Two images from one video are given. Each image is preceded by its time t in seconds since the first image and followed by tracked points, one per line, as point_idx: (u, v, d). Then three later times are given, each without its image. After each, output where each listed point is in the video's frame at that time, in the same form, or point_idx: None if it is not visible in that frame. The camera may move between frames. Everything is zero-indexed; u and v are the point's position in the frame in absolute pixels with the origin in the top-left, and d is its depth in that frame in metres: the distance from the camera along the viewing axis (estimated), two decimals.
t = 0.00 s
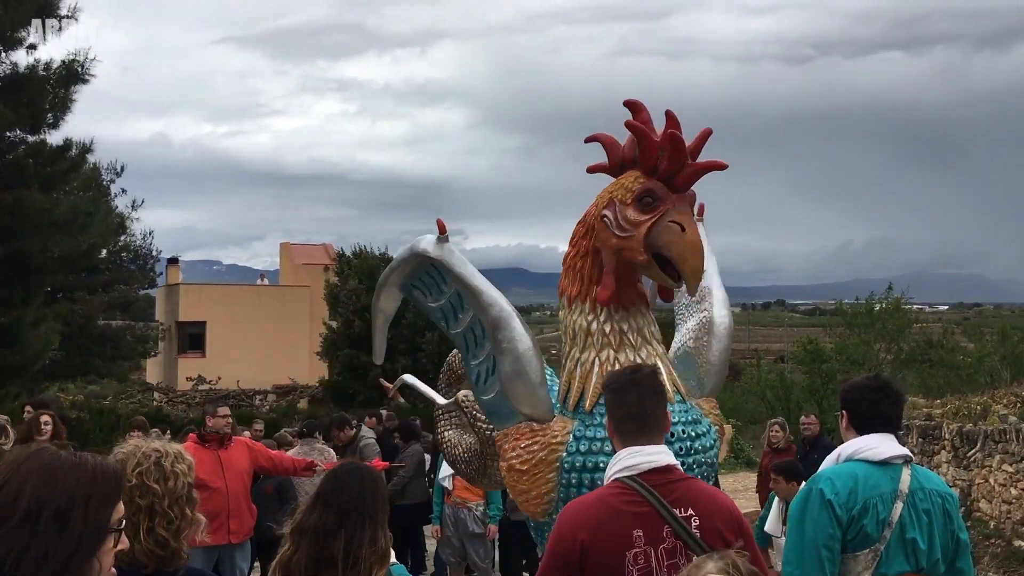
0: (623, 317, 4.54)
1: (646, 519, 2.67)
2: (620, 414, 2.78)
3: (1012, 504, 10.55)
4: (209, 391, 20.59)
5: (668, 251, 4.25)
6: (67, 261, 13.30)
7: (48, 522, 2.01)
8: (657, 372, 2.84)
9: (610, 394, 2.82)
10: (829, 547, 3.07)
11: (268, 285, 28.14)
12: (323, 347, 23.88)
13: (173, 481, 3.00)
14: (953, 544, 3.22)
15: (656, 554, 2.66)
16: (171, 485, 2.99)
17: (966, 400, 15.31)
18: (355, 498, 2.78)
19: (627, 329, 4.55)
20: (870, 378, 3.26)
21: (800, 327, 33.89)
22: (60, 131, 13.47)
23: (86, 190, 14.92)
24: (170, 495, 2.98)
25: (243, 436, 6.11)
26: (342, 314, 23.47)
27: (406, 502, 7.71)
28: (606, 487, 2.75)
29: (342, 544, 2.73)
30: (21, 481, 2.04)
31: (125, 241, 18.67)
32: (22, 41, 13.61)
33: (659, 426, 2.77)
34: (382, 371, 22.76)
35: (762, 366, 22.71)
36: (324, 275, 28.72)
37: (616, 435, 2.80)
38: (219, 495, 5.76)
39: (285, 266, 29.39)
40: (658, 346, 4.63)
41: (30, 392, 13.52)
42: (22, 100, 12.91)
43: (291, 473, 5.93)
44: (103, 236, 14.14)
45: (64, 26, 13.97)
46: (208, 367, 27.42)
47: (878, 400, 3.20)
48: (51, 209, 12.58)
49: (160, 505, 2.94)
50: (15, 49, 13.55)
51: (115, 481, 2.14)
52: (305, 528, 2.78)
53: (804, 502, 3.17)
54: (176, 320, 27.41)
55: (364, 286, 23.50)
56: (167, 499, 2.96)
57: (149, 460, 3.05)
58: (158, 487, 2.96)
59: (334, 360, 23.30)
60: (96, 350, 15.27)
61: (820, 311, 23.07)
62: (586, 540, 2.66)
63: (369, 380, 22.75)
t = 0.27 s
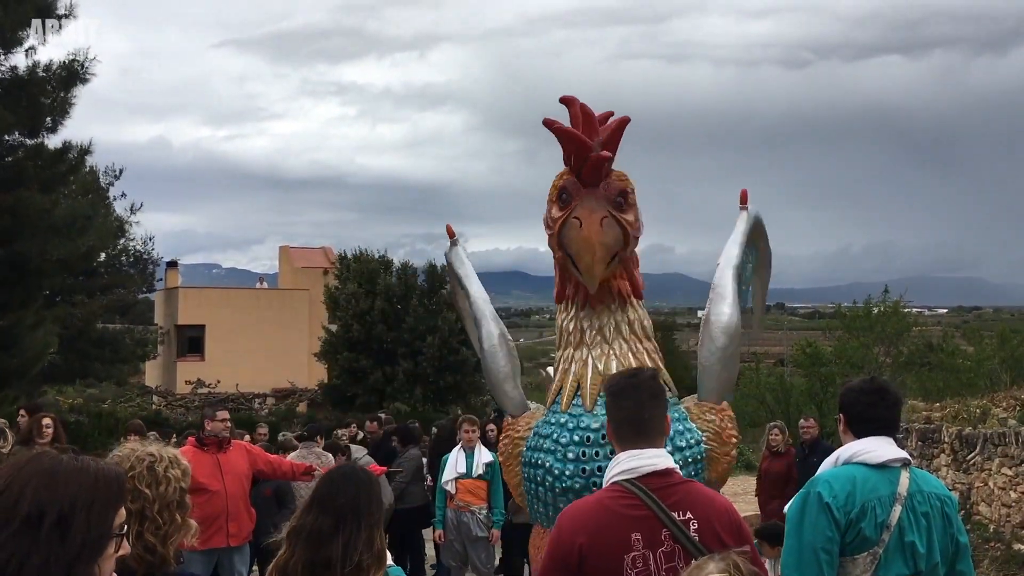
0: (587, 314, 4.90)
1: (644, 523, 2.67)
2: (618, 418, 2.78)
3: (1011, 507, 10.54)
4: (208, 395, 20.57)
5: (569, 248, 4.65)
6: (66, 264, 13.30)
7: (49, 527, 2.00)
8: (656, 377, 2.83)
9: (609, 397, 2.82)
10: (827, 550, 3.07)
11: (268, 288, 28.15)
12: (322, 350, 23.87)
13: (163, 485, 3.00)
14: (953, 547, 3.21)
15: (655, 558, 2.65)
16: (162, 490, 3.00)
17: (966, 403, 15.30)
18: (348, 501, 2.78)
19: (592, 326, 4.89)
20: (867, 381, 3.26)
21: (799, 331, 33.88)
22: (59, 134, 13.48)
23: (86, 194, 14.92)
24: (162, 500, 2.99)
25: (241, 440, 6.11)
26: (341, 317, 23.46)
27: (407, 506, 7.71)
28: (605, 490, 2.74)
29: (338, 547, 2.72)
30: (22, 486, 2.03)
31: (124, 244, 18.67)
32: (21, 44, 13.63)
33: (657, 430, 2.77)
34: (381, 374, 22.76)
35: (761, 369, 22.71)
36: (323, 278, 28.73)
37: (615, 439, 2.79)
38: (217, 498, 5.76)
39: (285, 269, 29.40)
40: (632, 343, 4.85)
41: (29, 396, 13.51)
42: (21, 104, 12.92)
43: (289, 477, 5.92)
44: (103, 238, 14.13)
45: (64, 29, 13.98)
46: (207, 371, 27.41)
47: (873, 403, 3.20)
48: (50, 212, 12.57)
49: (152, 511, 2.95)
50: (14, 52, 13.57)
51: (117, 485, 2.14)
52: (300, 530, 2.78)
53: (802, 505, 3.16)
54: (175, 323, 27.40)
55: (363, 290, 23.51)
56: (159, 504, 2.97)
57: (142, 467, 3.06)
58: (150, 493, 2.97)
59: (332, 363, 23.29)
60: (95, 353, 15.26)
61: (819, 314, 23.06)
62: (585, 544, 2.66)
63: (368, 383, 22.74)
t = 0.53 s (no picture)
0: (549, 317, 4.67)
1: (643, 523, 2.68)
2: (619, 419, 2.79)
3: (1011, 508, 10.57)
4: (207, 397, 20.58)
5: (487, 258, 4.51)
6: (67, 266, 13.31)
7: (57, 529, 2.01)
8: (657, 379, 2.85)
9: (611, 398, 2.84)
10: (828, 553, 3.07)
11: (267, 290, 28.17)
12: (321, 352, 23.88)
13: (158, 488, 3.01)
14: (954, 550, 3.23)
15: (654, 558, 2.66)
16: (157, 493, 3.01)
17: (965, 405, 15.33)
18: (346, 501, 2.80)
19: (552, 329, 4.64)
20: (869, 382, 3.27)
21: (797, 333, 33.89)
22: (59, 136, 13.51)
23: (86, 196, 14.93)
24: (159, 503, 3.00)
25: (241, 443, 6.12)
26: (340, 319, 23.49)
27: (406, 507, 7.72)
28: (605, 490, 2.75)
29: (334, 551, 2.73)
30: (30, 489, 2.04)
31: (124, 246, 18.69)
32: (21, 47, 13.65)
33: (659, 431, 2.78)
34: (380, 376, 22.80)
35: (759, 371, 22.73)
36: (322, 280, 28.74)
37: (616, 440, 2.81)
38: (217, 499, 5.76)
39: (284, 271, 29.42)
40: (585, 347, 4.51)
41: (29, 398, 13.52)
42: (21, 106, 12.94)
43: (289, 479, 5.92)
44: (103, 241, 14.12)
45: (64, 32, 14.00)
46: (207, 373, 27.41)
47: (872, 405, 3.21)
48: (51, 214, 12.58)
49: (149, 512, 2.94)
50: (14, 55, 13.60)
51: (124, 489, 2.15)
52: (299, 533, 2.79)
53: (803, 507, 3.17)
54: (174, 325, 27.42)
55: (362, 291, 23.57)
56: (155, 506, 2.98)
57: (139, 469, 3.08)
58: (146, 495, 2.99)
59: (332, 365, 23.31)
60: (95, 355, 15.29)
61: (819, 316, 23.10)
62: (585, 545, 2.67)
63: (367, 385, 22.76)
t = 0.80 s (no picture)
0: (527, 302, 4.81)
1: (639, 523, 2.67)
2: (618, 418, 2.79)
3: (1010, 510, 10.55)
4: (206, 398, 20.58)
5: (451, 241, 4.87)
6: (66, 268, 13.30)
7: (62, 529, 2.01)
8: (659, 379, 2.84)
9: (611, 397, 2.83)
10: (832, 557, 3.07)
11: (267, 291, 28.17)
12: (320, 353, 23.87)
13: (153, 488, 3.01)
14: (961, 555, 3.21)
15: (649, 557, 2.65)
16: (151, 493, 3.01)
17: (965, 406, 15.31)
18: (342, 500, 2.80)
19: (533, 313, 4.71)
20: (879, 385, 3.25)
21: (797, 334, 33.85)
22: (58, 137, 13.50)
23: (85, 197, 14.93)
24: (153, 503, 3.00)
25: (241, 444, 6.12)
26: (339, 320, 23.49)
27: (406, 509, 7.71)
28: (602, 490, 2.75)
29: (333, 553, 2.72)
30: (36, 489, 2.04)
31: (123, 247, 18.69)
32: (21, 48, 13.65)
33: (658, 430, 2.77)
34: (380, 377, 22.79)
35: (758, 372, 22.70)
36: (322, 281, 28.74)
37: (615, 439, 2.81)
38: (216, 500, 5.76)
39: (284, 272, 29.42)
40: (538, 336, 4.59)
41: (28, 398, 13.51)
42: (20, 107, 12.93)
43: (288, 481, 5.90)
44: (102, 242, 14.11)
45: (63, 33, 13.99)
46: (206, 373, 27.40)
47: (880, 408, 3.18)
48: (50, 215, 12.58)
49: (143, 513, 2.95)
50: (14, 56, 13.59)
51: (129, 488, 2.15)
52: (295, 535, 2.79)
53: (809, 509, 3.17)
54: (174, 326, 27.42)
55: (362, 292, 23.60)
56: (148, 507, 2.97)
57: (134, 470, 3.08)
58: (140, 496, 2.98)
59: (331, 366, 23.31)
60: (94, 356, 15.30)
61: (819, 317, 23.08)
62: (580, 544, 2.67)
63: (366, 386, 22.75)
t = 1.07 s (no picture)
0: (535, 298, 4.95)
1: (634, 524, 2.67)
2: (616, 420, 2.79)
3: (1011, 511, 10.54)
4: (205, 398, 20.60)
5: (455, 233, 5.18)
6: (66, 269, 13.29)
7: (66, 529, 2.01)
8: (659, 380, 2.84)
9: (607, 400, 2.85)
10: None
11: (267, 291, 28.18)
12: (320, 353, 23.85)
13: (153, 491, 3.01)
14: None
15: (644, 560, 2.65)
16: (150, 496, 3.00)
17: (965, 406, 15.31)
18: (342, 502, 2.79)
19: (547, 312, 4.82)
20: (897, 397, 3.05)
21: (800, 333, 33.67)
22: (58, 137, 13.50)
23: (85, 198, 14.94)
24: (153, 504, 2.99)
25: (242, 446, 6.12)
26: (338, 320, 23.49)
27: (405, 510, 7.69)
28: (599, 493, 2.76)
29: (332, 554, 2.72)
30: (41, 490, 2.05)
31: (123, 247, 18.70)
32: (20, 49, 13.64)
33: (656, 432, 2.76)
34: (379, 377, 22.78)
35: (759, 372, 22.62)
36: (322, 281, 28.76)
37: (611, 442, 2.81)
38: (217, 501, 5.76)
39: (284, 273, 29.43)
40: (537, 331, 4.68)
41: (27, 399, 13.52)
42: (20, 108, 12.93)
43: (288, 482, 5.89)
44: (102, 242, 14.11)
45: (63, 34, 13.99)
46: (207, 374, 27.44)
47: (899, 422, 2.98)
48: (50, 216, 12.58)
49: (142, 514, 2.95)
50: (13, 56, 13.60)
51: (133, 488, 2.15)
52: (297, 536, 2.78)
53: (822, 524, 3.00)
54: (174, 326, 27.44)
55: (362, 292, 23.62)
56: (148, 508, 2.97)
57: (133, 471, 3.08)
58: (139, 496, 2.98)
59: (330, 366, 23.31)
60: (93, 356, 15.32)
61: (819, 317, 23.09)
62: (576, 546, 2.67)
63: (365, 386, 22.73)
